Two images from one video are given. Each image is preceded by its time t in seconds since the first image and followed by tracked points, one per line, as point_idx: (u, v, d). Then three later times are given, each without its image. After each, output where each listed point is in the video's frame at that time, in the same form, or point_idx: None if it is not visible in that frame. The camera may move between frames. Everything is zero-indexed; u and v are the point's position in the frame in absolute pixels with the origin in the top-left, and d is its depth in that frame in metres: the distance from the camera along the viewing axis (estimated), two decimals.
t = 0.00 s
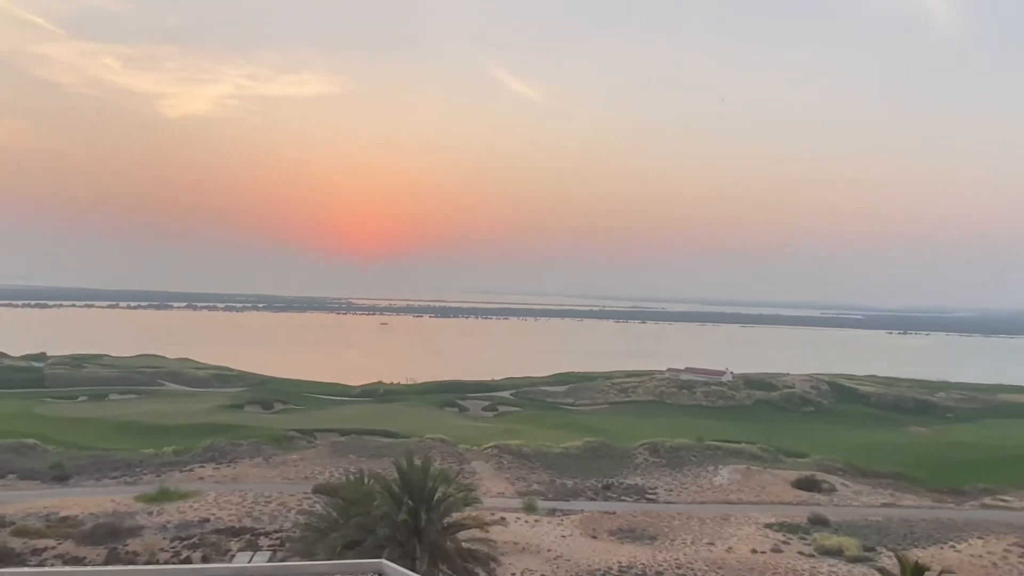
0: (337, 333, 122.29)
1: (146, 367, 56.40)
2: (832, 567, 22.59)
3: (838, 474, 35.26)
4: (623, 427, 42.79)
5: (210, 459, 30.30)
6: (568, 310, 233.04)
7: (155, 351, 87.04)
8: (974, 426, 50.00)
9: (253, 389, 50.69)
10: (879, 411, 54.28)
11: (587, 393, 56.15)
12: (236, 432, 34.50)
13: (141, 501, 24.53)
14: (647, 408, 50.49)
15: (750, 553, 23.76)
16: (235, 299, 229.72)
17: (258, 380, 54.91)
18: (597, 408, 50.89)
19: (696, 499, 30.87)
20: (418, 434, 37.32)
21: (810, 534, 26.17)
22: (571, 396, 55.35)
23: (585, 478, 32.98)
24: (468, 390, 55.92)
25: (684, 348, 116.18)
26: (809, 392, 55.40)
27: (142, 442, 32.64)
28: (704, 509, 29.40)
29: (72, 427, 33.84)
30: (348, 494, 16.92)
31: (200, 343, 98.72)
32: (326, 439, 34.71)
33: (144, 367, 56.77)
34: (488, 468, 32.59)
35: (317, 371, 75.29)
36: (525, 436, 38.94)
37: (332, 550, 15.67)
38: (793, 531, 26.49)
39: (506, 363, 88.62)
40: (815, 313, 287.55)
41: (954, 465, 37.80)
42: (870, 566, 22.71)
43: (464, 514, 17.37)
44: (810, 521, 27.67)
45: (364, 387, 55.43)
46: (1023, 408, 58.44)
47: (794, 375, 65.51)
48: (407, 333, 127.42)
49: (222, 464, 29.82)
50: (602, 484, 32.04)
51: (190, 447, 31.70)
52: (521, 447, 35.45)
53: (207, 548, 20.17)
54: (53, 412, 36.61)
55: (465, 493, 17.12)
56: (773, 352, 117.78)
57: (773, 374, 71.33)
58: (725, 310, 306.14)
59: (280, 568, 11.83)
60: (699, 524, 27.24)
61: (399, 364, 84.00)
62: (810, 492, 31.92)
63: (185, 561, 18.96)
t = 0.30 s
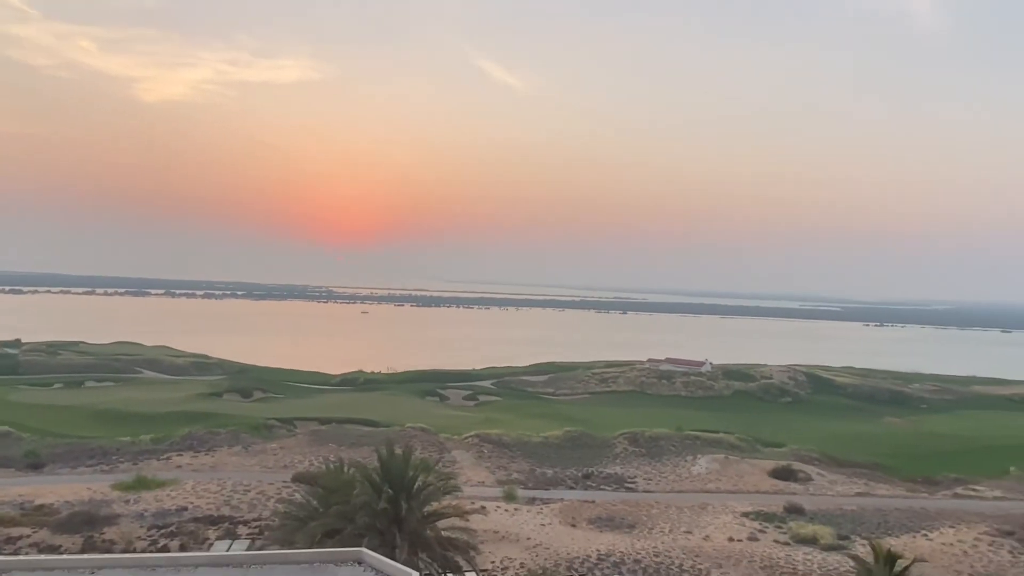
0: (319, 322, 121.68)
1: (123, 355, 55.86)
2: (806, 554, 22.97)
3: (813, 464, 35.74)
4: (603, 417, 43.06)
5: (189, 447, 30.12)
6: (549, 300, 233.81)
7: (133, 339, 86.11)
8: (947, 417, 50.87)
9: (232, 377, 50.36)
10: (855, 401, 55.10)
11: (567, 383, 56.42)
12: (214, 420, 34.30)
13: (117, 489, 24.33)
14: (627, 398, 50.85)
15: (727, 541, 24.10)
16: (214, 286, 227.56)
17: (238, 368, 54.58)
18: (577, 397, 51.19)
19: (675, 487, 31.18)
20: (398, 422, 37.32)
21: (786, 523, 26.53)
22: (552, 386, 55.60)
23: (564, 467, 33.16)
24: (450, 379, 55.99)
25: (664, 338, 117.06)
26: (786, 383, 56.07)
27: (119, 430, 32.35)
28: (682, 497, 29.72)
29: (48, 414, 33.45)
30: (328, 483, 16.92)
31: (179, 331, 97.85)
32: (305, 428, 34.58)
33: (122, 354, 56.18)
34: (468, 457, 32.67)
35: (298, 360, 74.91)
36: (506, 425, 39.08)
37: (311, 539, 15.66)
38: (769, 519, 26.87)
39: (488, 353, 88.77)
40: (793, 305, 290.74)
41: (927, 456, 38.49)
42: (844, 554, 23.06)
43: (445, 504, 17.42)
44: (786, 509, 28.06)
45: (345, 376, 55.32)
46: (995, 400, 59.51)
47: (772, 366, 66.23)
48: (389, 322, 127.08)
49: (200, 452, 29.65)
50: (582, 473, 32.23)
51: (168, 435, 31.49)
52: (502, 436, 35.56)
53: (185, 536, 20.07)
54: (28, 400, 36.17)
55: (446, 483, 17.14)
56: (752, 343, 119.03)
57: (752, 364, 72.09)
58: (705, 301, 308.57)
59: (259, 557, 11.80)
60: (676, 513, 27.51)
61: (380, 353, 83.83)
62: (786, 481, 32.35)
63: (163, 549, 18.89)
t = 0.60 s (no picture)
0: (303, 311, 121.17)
1: (103, 343, 55.33)
2: (786, 544, 23.23)
3: (794, 455, 36.16)
4: (587, 408, 43.27)
5: (170, 437, 29.93)
6: (533, 291, 233.55)
7: (114, 327, 85.31)
8: (925, 409, 51.58)
9: (214, 366, 50.06)
10: (835, 393, 55.77)
11: (552, 373, 56.63)
12: (196, 410, 34.12)
13: (98, 478, 24.14)
14: (610, 389, 51.14)
15: (708, 531, 24.33)
16: (197, 274, 225.93)
17: (221, 358, 54.29)
18: (561, 388, 51.40)
19: (658, 477, 31.43)
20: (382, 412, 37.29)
21: (766, 513, 26.85)
22: (536, 376, 55.78)
23: (548, 457, 33.34)
24: (434, 369, 56.02)
25: (648, 330, 117.76)
26: (768, 374, 56.62)
27: (100, 419, 32.06)
28: (664, 487, 29.97)
29: (26, 403, 33.07)
30: (310, 472, 16.88)
31: (160, 319, 97.05)
32: (288, 417, 34.49)
33: (103, 343, 55.63)
34: (452, 447, 32.72)
35: (281, 350, 74.60)
36: (490, 416, 39.17)
37: (293, 529, 15.67)
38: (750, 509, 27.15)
39: (473, 343, 88.84)
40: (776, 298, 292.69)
41: (904, 447, 39.06)
42: (822, 543, 23.39)
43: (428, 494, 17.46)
44: (767, 499, 28.36)
45: (329, 366, 55.18)
46: (972, 392, 60.44)
47: (754, 358, 66.83)
48: (375, 312, 126.78)
49: (182, 441, 29.47)
50: (565, 463, 32.41)
51: (150, 424, 31.26)
52: (486, 426, 35.63)
53: (166, 526, 19.97)
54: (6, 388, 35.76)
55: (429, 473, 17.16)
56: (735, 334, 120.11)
57: (734, 356, 72.71)
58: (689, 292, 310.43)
59: (241, 546, 11.78)
60: (658, 503, 27.73)
61: (364, 343, 83.65)
62: (766, 471, 32.71)
63: (144, 539, 18.79)
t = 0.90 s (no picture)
0: (292, 302, 120.81)
1: (89, 333, 54.92)
2: (771, 536, 23.44)
3: (780, 447, 36.45)
4: (573, 400, 43.39)
5: (157, 427, 29.79)
6: (523, 283, 233.86)
7: (101, 317, 84.74)
8: (910, 403, 52.10)
9: (202, 357, 49.87)
10: (821, 386, 56.25)
11: (540, 366, 56.79)
12: (183, 401, 33.98)
13: (83, 469, 24.01)
14: (598, 381, 51.35)
15: (695, 523, 24.48)
16: (184, 264, 224.58)
17: (208, 348, 54.08)
18: (549, 380, 51.54)
19: (644, 469, 31.59)
20: (370, 404, 37.28)
21: (751, 505, 27.08)
22: (525, 369, 55.91)
23: (536, 449, 33.46)
24: (423, 361, 56.03)
25: (637, 323, 118.25)
26: (755, 367, 57.05)
27: (86, 409, 31.85)
28: (650, 479, 30.16)
29: (11, 392, 32.81)
30: (298, 463, 16.88)
31: (147, 310, 96.50)
32: (276, 409, 34.41)
33: (89, 333, 55.23)
34: (440, 439, 32.78)
35: (270, 340, 74.38)
36: (479, 408, 39.23)
37: (280, 520, 15.64)
38: (736, 501, 27.36)
39: (462, 336, 88.90)
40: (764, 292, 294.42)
41: (889, 440, 39.48)
42: (807, 535, 23.63)
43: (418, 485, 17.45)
44: (753, 491, 28.57)
45: (317, 357, 55.10)
46: (955, 386, 61.12)
47: (742, 351, 67.21)
48: (364, 303, 126.59)
49: (168, 432, 29.35)
50: (553, 455, 32.53)
51: (136, 414, 31.11)
52: (474, 418, 35.67)
53: (153, 517, 19.88)
54: None
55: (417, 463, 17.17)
56: (723, 328, 120.84)
57: (722, 349, 73.13)
58: (677, 286, 311.83)
59: (227, 537, 11.77)
60: (645, 494, 27.92)
61: (353, 335, 83.49)
62: (752, 464, 32.97)
63: (129, 530, 18.72)
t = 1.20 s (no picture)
0: (285, 297, 120.51)
1: (80, 327, 54.67)
2: (763, 531, 23.56)
3: (772, 444, 36.60)
4: (566, 396, 43.46)
5: (149, 422, 29.69)
6: (517, 280, 233.90)
7: (92, 312, 84.26)
8: (900, 400, 52.39)
9: (193, 352, 49.70)
10: (813, 383, 56.50)
11: (533, 362, 56.83)
12: (175, 396, 33.89)
13: (74, 464, 23.93)
14: (591, 378, 51.42)
15: (687, 519, 24.58)
16: (176, 259, 223.55)
17: (201, 344, 53.89)
18: (542, 376, 51.61)
19: (637, 465, 31.70)
20: (363, 400, 37.25)
21: (743, 501, 27.20)
22: (518, 365, 55.93)
23: (528, 445, 33.52)
24: (416, 357, 55.97)
25: (630, 320, 118.47)
26: (747, 364, 57.25)
27: (77, 404, 31.70)
28: (642, 475, 30.27)
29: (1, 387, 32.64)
30: (290, 458, 16.87)
31: (138, 305, 96.06)
32: (269, 404, 34.35)
33: (79, 327, 54.93)
34: (433, 435, 32.78)
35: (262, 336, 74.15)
36: (471, 404, 39.26)
37: (272, 516, 15.65)
38: (728, 497, 27.48)
39: (455, 332, 88.89)
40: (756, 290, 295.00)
41: (879, 436, 39.71)
42: (798, 531, 23.73)
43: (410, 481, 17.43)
44: (745, 487, 28.69)
45: (309, 352, 55.01)
46: (946, 383, 61.51)
47: (734, 348, 67.42)
48: (357, 299, 126.39)
49: (160, 427, 29.25)
50: (546, 451, 32.59)
51: (128, 410, 30.99)
52: (467, 414, 35.68)
53: (144, 513, 19.83)
54: None
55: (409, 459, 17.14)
56: (715, 324, 121.21)
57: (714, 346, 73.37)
58: (670, 282, 312.45)
59: (219, 532, 11.75)
60: (638, 490, 28.02)
61: (346, 330, 83.36)
62: (744, 460, 33.10)
63: (120, 525, 18.67)
